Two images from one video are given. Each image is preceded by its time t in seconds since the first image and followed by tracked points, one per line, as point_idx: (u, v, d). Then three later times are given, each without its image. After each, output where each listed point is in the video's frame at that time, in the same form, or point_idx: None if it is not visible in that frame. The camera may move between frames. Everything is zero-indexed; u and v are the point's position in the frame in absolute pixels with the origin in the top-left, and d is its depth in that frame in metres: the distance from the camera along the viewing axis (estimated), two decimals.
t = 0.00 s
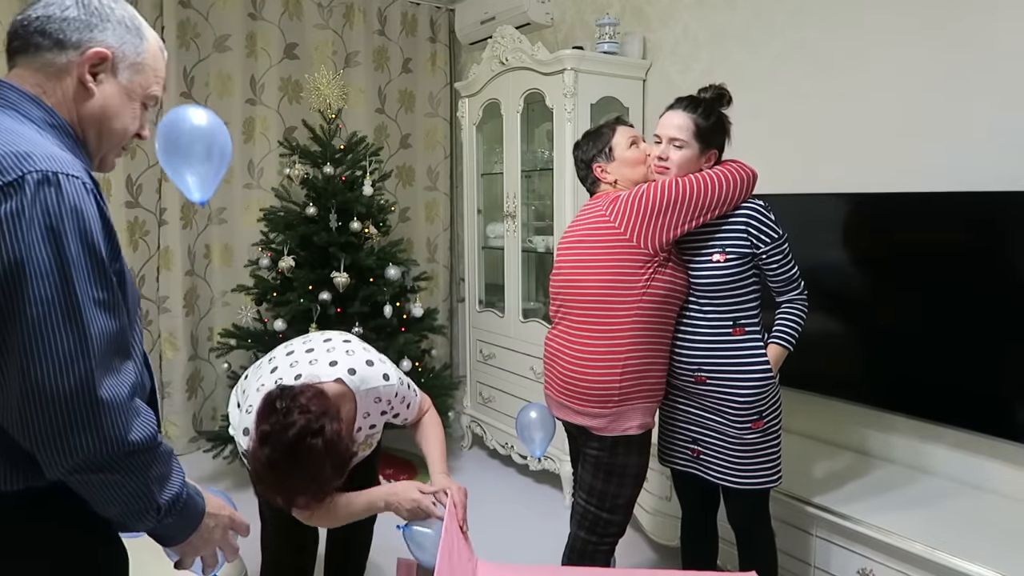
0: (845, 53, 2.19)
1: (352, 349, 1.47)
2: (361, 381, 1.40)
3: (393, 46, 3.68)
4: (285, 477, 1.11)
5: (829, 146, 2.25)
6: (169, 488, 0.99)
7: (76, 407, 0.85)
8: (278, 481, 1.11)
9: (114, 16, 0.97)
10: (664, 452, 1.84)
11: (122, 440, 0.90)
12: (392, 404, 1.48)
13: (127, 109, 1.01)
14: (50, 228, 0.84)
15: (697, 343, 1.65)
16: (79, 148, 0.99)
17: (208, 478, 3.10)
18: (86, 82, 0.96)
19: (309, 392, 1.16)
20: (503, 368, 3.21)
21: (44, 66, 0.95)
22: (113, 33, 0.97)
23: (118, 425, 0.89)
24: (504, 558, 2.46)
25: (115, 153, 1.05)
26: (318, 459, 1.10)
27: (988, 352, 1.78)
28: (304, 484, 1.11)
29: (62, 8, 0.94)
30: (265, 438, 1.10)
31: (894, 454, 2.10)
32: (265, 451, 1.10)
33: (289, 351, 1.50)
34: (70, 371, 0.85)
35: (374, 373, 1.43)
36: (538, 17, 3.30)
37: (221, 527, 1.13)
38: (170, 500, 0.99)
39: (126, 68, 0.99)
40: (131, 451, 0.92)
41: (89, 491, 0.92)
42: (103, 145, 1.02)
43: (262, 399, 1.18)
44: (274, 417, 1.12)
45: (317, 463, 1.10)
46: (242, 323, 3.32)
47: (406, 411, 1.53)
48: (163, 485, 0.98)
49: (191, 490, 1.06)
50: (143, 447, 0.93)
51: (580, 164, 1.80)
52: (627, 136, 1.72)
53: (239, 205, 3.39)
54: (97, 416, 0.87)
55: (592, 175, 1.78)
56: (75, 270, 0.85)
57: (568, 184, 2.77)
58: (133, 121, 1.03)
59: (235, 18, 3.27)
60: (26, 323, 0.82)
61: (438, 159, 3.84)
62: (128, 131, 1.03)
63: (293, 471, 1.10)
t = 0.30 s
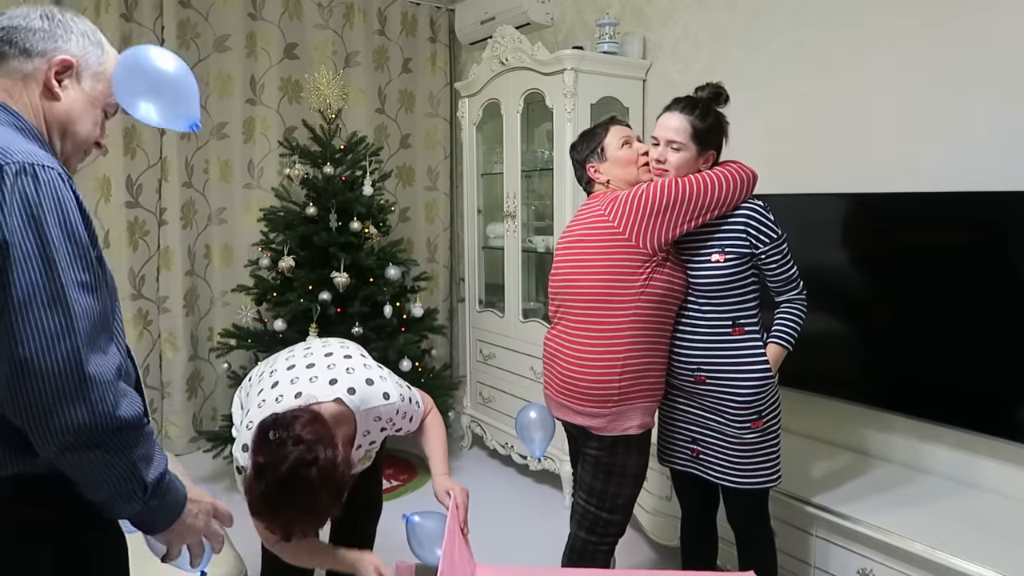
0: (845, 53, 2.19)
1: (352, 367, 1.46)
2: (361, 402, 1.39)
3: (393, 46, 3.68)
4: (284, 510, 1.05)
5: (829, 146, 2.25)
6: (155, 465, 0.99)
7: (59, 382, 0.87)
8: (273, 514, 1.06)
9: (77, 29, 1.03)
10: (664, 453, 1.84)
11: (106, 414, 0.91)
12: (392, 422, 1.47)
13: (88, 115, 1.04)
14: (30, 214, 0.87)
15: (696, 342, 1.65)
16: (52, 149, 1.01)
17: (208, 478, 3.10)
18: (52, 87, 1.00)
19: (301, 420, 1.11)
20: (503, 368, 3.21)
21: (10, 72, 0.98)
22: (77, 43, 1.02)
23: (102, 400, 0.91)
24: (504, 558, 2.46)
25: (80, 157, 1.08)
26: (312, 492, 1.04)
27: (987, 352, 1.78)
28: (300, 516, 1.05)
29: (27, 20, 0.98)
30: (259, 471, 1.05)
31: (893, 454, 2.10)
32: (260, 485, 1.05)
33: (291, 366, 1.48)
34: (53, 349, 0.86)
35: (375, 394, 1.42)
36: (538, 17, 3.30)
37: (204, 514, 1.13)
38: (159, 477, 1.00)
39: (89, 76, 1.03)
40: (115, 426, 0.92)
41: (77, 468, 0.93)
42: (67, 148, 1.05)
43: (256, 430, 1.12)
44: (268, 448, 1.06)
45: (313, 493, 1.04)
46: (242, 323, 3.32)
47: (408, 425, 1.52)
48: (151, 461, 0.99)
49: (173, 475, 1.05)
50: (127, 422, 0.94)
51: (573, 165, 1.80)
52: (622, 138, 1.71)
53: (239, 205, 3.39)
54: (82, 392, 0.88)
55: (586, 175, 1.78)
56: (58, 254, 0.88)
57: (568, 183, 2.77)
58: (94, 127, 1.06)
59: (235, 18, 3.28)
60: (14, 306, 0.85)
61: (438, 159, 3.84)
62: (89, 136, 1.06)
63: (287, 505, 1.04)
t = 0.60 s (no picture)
0: (845, 53, 2.19)
1: (349, 378, 1.46)
2: (359, 414, 1.39)
3: (393, 46, 3.68)
4: (283, 526, 1.04)
5: (829, 146, 2.25)
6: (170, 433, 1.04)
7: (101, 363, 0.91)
8: (272, 531, 1.05)
9: (75, 41, 1.03)
10: (664, 452, 1.84)
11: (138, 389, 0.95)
12: (390, 432, 1.48)
13: (87, 122, 1.05)
14: (66, 210, 0.90)
15: (696, 341, 1.65)
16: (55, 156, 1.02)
17: (208, 478, 3.10)
18: (51, 94, 1.00)
19: (298, 436, 1.11)
20: (503, 368, 3.21)
21: (9, 80, 0.98)
22: (75, 53, 1.02)
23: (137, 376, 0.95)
24: (504, 558, 2.46)
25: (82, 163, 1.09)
26: (310, 508, 1.03)
27: (987, 352, 1.78)
28: (299, 534, 1.05)
29: (25, 33, 0.99)
30: (256, 488, 1.04)
31: (892, 454, 2.10)
32: (258, 502, 1.04)
33: (287, 378, 1.48)
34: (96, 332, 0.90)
35: (373, 405, 1.42)
36: (538, 17, 3.30)
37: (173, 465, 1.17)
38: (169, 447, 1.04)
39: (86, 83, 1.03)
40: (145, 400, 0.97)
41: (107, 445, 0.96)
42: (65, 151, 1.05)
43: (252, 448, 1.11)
44: (264, 464, 1.06)
45: (313, 509, 1.04)
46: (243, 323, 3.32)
47: (407, 431, 1.52)
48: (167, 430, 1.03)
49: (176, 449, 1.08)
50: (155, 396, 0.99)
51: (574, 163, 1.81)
52: (626, 138, 1.71)
53: (239, 205, 3.39)
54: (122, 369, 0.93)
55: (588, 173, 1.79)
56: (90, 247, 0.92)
57: (568, 184, 2.77)
58: (93, 134, 1.07)
59: (235, 18, 3.28)
60: (52, 299, 0.88)
61: (438, 159, 3.84)
62: (88, 142, 1.06)
63: (285, 522, 1.04)
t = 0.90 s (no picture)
0: (844, 53, 2.19)
1: (351, 388, 1.46)
2: (361, 424, 1.39)
3: (393, 46, 3.68)
4: (285, 541, 1.04)
5: (829, 146, 2.25)
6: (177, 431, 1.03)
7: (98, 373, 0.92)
8: (275, 546, 1.05)
9: (83, 42, 1.03)
10: (665, 452, 1.83)
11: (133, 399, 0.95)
12: (392, 440, 1.47)
13: (91, 125, 1.05)
14: (73, 222, 0.91)
15: (699, 341, 1.64)
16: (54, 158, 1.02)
17: (208, 478, 3.10)
18: (57, 96, 1.00)
19: (300, 447, 1.10)
20: (503, 368, 3.21)
21: (15, 81, 0.98)
22: (82, 55, 1.02)
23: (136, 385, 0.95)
24: (504, 558, 2.46)
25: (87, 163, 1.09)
26: (313, 523, 1.03)
27: (987, 352, 1.78)
28: (303, 547, 1.05)
29: (34, 33, 0.99)
30: (258, 504, 1.04)
31: (892, 454, 2.10)
32: (260, 518, 1.04)
33: (288, 387, 1.48)
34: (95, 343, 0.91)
35: (374, 415, 1.42)
36: (538, 17, 3.30)
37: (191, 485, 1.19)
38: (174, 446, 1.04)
39: (93, 86, 1.03)
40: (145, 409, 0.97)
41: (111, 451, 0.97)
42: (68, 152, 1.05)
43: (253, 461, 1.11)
44: (266, 479, 1.06)
45: (315, 522, 1.04)
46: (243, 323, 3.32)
47: (410, 436, 1.51)
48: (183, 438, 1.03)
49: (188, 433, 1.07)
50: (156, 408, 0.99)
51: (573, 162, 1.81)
52: (626, 139, 1.70)
53: (239, 205, 3.39)
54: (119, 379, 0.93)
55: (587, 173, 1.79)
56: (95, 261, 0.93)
57: (568, 184, 2.77)
58: (97, 136, 1.06)
59: (235, 19, 3.28)
60: (70, 308, 0.90)
61: (438, 159, 3.84)
62: (90, 143, 1.06)
63: (289, 538, 1.03)
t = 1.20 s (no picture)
0: (845, 53, 2.19)
1: (356, 390, 1.45)
2: (367, 426, 1.39)
3: (393, 46, 3.68)
4: (296, 546, 1.04)
5: (830, 147, 2.25)
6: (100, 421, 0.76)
7: None
8: (284, 549, 1.04)
9: (83, 38, 0.98)
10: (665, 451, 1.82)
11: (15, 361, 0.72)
12: (396, 443, 1.47)
13: (91, 126, 0.99)
14: None
15: (709, 338, 1.64)
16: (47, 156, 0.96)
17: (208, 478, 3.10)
18: (55, 95, 0.95)
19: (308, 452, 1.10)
20: (503, 368, 3.21)
21: (12, 79, 0.92)
22: (82, 52, 0.97)
23: (38, 340, 0.73)
24: (505, 558, 2.46)
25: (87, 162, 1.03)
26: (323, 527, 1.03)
27: (989, 353, 1.78)
28: (314, 550, 1.04)
29: (33, 28, 0.94)
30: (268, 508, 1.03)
31: (891, 454, 2.10)
32: (271, 522, 1.03)
33: (293, 389, 1.48)
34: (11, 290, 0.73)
35: (380, 417, 1.42)
36: (538, 17, 3.30)
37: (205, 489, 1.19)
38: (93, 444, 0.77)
39: (93, 84, 0.98)
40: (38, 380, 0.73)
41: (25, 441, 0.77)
42: (68, 152, 0.99)
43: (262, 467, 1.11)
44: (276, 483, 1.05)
45: (326, 528, 1.04)
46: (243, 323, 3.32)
47: (413, 439, 1.51)
48: (127, 450, 0.78)
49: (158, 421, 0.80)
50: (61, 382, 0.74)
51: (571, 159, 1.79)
52: (620, 146, 1.69)
53: (239, 205, 3.38)
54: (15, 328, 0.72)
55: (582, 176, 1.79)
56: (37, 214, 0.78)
57: (568, 184, 2.77)
58: (96, 136, 1.01)
59: (235, 18, 3.27)
60: None
61: (437, 159, 3.84)
62: (88, 142, 1.00)
63: (298, 541, 1.03)
